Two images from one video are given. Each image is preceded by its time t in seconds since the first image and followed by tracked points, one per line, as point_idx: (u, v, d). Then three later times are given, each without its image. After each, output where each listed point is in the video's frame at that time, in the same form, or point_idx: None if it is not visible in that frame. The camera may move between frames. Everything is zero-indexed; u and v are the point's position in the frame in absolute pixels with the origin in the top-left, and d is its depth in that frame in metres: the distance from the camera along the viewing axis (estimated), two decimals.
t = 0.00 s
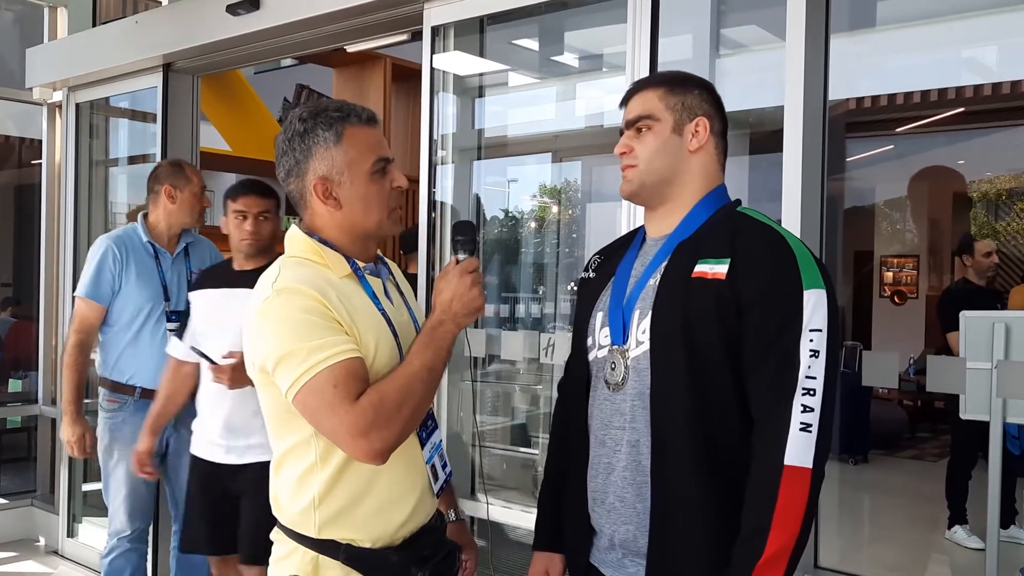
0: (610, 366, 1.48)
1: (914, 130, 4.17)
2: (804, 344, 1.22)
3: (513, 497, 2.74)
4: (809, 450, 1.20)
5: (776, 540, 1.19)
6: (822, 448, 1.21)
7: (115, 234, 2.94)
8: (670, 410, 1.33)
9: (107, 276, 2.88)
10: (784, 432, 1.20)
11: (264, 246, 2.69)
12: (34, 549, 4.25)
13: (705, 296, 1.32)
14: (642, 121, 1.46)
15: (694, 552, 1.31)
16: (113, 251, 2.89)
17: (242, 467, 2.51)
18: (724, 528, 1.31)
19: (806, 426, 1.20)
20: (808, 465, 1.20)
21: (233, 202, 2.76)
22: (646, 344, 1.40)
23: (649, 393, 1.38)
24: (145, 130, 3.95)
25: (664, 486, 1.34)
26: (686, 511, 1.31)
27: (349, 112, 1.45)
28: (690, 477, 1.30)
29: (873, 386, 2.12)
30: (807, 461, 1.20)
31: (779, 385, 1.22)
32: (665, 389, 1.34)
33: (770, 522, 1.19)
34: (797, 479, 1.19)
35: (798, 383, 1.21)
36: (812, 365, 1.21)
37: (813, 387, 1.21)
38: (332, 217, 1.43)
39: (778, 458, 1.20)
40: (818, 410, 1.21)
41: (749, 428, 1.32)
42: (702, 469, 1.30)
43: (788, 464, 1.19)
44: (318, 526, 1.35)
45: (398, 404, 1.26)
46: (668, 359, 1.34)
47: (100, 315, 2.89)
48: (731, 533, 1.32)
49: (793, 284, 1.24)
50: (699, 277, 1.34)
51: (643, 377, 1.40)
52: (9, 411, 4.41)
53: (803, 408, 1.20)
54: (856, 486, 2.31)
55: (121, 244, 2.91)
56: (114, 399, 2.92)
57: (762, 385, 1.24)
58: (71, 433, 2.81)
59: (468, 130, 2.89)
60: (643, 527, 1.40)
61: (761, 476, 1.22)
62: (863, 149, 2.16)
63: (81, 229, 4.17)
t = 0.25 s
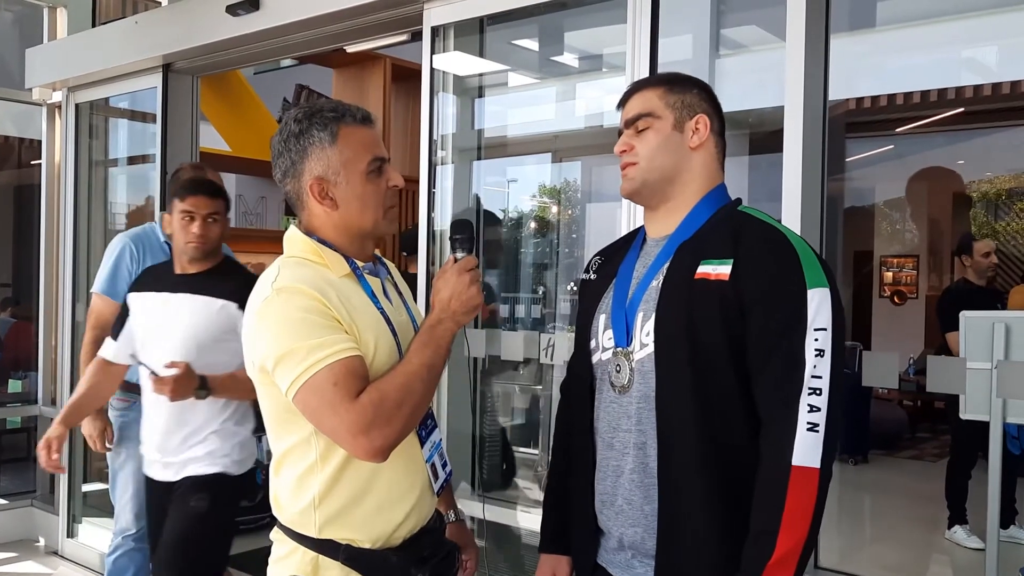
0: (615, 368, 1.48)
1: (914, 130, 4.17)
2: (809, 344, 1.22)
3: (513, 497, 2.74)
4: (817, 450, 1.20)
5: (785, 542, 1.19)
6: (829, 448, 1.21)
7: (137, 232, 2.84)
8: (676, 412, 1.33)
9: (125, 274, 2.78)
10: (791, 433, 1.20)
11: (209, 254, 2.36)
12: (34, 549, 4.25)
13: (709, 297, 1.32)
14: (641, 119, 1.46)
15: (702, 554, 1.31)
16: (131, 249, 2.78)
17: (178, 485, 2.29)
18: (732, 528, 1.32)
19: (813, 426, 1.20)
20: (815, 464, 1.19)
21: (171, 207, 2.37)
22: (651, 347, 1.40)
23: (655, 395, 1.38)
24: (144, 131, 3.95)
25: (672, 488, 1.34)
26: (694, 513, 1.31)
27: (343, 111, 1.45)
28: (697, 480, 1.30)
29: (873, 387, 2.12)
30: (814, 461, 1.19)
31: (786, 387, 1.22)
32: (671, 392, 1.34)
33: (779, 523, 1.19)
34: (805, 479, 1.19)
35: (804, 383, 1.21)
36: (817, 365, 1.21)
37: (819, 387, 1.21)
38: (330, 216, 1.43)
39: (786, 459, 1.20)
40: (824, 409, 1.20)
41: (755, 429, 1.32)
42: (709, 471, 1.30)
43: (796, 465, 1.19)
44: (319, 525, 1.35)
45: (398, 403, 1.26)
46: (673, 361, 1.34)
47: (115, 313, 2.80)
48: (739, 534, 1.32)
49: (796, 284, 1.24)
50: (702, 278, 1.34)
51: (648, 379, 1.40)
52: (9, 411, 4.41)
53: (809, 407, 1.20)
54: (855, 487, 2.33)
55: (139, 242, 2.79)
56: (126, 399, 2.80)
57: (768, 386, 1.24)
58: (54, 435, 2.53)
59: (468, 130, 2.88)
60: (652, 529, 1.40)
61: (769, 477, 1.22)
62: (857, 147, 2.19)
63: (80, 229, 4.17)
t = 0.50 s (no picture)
0: (619, 369, 1.48)
1: (914, 130, 4.18)
2: (813, 343, 1.22)
3: (512, 497, 2.74)
4: (821, 449, 1.20)
5: (790, 542, 1.19)
6: (833, 447, 1.21)
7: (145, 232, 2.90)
8: (680, 413, 1.33)
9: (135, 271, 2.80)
10: (796, 432, 1.20)
11: (146, 250, 2.16)
12: (35, 550, 4.25)
13: (713, 297, 1.32)
14: (642, 119, 1.46)
15: (706, 553, 1.31)
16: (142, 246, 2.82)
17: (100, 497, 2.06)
18: (737, 528, 1.32)
19: (817, 425, 1.20)
20: (820, 464, 1.20)
21: (107, 205, 2.20)
22: (654, 347, 1.40)
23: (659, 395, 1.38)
24: (145, 132, 3.96)
25: (676, 489, 1.34)
26: (699, 513, 1.31)
27: (345, 112, 1.45)
28: (702, 480, 1.30)
29: (873, 387, 2.12)
30: (819, 460, 1.20)
31: (790, 387, 1.22)
32: (675, 393, 1.34)
33: (784, 523, 1.19)
34: (809, 479, 1.19)
35: (808, 383, 1.21)
36: (822, 364, 1.21)
37: (823, 386, 1.21)
38: (332, 215, 1.43)
39: (791, 458, 1.20)
40: (828, 409, 1.21)
41: (760, 429, 1.32)
42: (714, 471, 1.30)
43: (800, 464, 1.19)
44: (321, 524, 1.35)
45: (400, 401, 1.26)
46: (676, 362, 1.34)
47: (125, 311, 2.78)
48: (743, 534, 1.32)
49: (800, 283, 1.24)
50: (706, 278, 1.34)
51: (652, 380, 1.40)
52: (10, 412, 4.42)
53: (814, 407, 1.20)
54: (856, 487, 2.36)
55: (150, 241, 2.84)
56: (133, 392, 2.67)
57: (772, 386, 1.24)
58: (14, 456, 2.13)
59: (468, 131, 2.89)
60: (656, 530, 1.40)
61: (773, 477, 1.22)
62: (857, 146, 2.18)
63: (81, 230, 4.18)
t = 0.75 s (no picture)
0: (621, 369, 1.48)
1: (914, 130, 4.18)
2: (813, 342, 1.22)
3: (513, 497, 2.75)
4: (821, 449, 1.20)
5: (788, 542, 1.19)
6: (834, 448, 1.21)
7: (140, 234, 2.87)
8: (681, 412, 1.33)
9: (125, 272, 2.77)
10: (796, 432, 1.20)
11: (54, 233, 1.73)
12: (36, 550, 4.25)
13: (714, 297, 1.32)
14: (641, 122, 1.46)
15: (706, 553, 1.30)
16: (132, 249, 2.80)
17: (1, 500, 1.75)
18: (738, 528, 1.32)
19: (817, 425, 1.20)
20: (820, 464, 1.19)
21: (0, 176, 1.71)
22: (656, 347, 1.40)
23: (660, 394, 1.38)
24: (146, 131, 3.96)
25: (677, 488, 1.34)
26: (699, 513, 1.31)
27: (345, 113, 1.45)
28: (703, 480, 1.30)
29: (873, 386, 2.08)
30: (819, 460, 1.19)
31: (791, 387, 1.22)
32: (676, 392, 1.34)
33: (782, 523, 1.19)
34: (809, 479, 1.19)
35: (808, 382, 1.21)
36: (822, 364, 1.21)
37: (823, 386, 1.21)
38: (335, 217, 1.44)
39: (790, 458, 1.20)
40: (829, 409, 1.21)
41: (761, 429, 1.32)
42: (715, 471, 1.30)
43: (800, 464, 1.19)
44: (323, 522, 1.35)
45: (402, 398, 1.26)
46: (678, 361, 1.34)
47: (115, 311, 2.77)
48: (744, 535, 1.32)
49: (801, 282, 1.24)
50: (707, 277, 1.34)
51: (653, 379, 1.40)
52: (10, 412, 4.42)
53: (814, 407, 1.20)
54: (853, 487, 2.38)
55: (142, 243, 2.82)
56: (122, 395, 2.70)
57: (773, 385, 1.24)
58: None
59: (469, 131, 2.89)
60: (657, 530, 1.40)
61: (772, 476, 1.22)
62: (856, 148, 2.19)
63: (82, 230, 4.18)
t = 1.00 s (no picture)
0: (622, 368, 1.48)
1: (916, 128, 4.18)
2: (812, 342, 1.21)
3: (513, 496, 2.76)
4: (819, 450, 1.20)
5: (785, 543, 1.19)
6: (833, 447, 1.21)
7: (112, 235, 2.91)
8: (682, 411, 1.33)
9: (95, 275, 2.84)
10: (794, 432, 1.20)
11: None
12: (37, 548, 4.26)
13: (714, 295, 1.32)
14: (645, 120, 1.46)
15: (706, 552, 1.31)
16: (101, 251, 2.85)
17: None
18: (738, 527, 1.32)
19: (815, 425, 1.19)
20: (818, 464, 1.19)
21: None
22: (656, 346, 1.40)
23: (660, 394, 1.38)
24: (147, 130, 3.96)
25: (677, 487, 1.34)
26: (699, 512, 1.31)
27: (346, 114, 1.45)
28: (703, 479, 1.31)
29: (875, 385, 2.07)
30: (817, 460, 1.19)
31: (791, 387, 1.22)
32: (676, 391, 1.34)
33: (779, 523, 1.19)
34: (806, 480, 1.19)
35: (807, 382, 1.21)
36: (821, 364, 1.21)
37: (822, 386, 1.20)
38: (334, 218, 1.44)
39: (788, 458, 1.20)
40: (827, 409, 1.20)
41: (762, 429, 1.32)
42: (715, 470, 1.30)
43: (798, 464, 1.19)
44: (325, 520, 1.35)
45: (402, 398, 1.25)
46: (678, 360, 1.34)
47: (90, 315, 2.86)
48: (744, 534, 1.32)
49: (800, 281, 1.24)
50: (707, 276, 1.34)
51: (654, 378, 1.40)
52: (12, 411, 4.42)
53: (812, 407, 1.20)
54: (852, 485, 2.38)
55: (111, 245, 2.87)
56: (101, 398, 2.84)
57: (772, 385, 1.24)
58: None
59: (470, 129, 2.89)
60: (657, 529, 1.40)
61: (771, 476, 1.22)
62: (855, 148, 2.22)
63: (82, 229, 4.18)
